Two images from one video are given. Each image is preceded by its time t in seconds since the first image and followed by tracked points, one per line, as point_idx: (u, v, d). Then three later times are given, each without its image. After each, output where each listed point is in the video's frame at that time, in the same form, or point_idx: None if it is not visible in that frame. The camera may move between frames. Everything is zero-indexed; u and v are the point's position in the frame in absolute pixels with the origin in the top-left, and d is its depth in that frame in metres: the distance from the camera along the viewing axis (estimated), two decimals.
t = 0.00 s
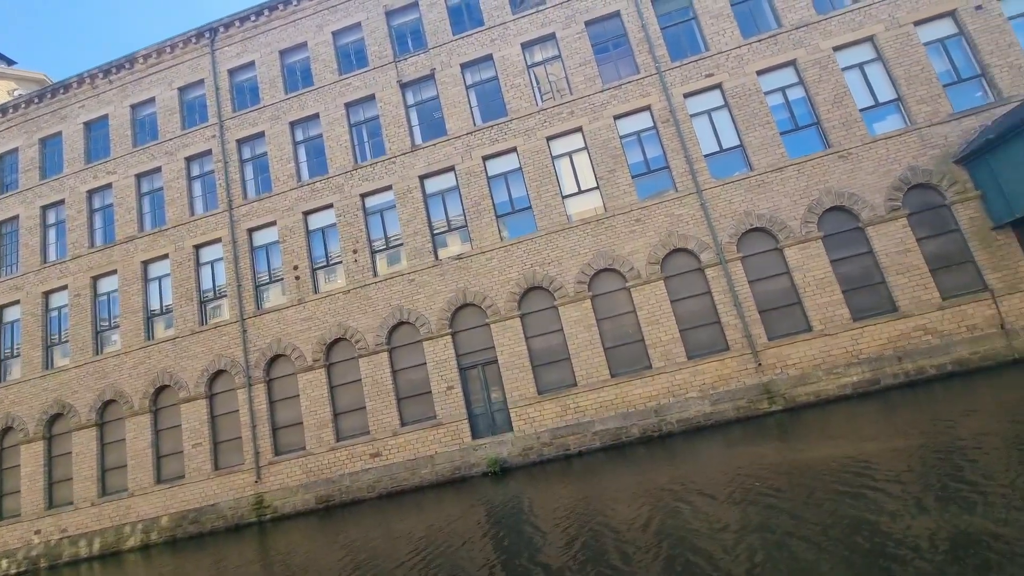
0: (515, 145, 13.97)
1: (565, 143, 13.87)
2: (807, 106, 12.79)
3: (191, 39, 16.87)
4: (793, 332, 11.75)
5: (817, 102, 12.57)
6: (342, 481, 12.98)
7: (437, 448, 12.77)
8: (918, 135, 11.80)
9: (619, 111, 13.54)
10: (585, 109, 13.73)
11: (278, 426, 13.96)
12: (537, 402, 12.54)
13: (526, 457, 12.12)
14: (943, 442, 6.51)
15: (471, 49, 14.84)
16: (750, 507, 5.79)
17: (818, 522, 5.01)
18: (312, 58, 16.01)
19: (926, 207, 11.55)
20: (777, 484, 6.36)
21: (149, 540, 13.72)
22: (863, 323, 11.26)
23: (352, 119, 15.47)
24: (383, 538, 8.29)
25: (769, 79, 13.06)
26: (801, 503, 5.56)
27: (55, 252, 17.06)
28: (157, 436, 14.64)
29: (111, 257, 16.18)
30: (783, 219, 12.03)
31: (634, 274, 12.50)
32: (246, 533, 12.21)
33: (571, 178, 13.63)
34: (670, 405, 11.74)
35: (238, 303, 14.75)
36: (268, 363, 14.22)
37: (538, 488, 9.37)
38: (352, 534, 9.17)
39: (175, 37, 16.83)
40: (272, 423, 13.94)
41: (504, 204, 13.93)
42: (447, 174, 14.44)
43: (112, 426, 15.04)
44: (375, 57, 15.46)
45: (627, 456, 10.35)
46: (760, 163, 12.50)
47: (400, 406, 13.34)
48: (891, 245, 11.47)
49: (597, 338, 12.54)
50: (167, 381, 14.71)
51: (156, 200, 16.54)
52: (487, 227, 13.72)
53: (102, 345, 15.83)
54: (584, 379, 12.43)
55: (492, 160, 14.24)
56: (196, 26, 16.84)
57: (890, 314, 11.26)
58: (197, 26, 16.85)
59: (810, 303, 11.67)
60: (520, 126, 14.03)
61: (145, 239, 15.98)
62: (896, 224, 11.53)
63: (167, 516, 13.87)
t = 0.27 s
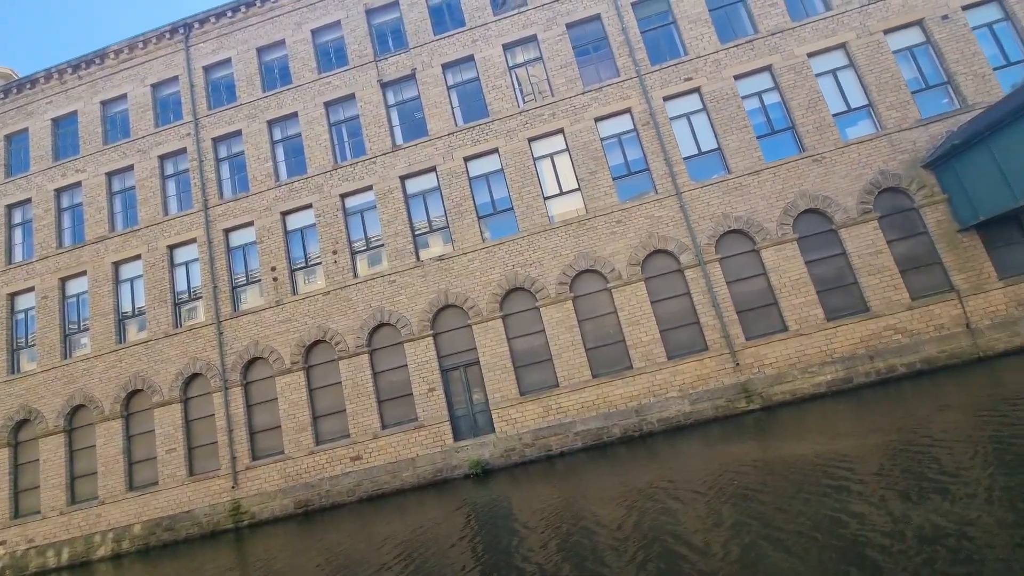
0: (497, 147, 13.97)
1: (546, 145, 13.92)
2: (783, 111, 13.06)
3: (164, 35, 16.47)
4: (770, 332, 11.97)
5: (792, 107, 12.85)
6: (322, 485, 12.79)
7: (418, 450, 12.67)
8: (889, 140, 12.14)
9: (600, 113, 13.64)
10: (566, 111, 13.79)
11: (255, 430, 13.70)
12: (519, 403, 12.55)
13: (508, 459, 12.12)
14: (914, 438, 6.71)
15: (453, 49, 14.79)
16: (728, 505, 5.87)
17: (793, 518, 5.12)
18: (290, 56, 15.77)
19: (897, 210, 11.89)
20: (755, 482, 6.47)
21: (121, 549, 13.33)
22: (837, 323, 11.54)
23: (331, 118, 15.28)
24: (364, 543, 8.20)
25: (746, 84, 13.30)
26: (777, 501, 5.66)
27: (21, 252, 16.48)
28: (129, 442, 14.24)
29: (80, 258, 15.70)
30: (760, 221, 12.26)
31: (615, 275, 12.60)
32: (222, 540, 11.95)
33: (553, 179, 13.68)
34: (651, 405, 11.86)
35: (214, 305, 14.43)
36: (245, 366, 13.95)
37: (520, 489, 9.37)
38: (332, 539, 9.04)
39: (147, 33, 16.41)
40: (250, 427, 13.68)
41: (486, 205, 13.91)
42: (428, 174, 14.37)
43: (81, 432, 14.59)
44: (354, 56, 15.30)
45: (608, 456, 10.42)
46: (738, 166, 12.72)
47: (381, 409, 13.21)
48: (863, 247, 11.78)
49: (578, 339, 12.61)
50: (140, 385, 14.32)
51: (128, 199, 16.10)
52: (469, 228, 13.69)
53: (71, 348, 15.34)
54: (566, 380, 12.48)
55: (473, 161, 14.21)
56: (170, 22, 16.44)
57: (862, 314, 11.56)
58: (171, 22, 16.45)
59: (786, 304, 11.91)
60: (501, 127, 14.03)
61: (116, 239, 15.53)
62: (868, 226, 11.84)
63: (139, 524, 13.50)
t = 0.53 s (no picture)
0: (477, 148, 13.95)
1: (526, 147, 13.96)
2: (758, 116, 13.34)
3: (135, 30, 16.02)
4: (746, 333, 12.20)
5: (767, 112, 13.14)
6: (299, 491, 12.58)
7: (398, 454, 12.56)
8: (858, 146, 12.50)
9: (580, 116, 13.73)
10: (546, 113, 13.85)
11: (230, 435, 13.40)
12: (500, 405, 12.54)
13: (489, 461, 12.10)
14: (883, 436, 6.92)
15: (433, 50, 14.73)
16: (706, 504, 5.96)
17: (768, 516, 5.23)
18: (266, 54, 15.50)
19: (866, 213, 12.25)
20: (731, 480, 6.59)
21: (88, 560, 12.90)
22: (810, 323, 11.82)
23: (309, 118, 15.07)
24: (343, 549, 8.08)
25: (722, 89, 13.55)
26: (753, 499, 5.77)
27: None
28: (97, 449, 13.79)
29: (45, 259, 15.15)
30: (736, 224, 12.49)
31: (595, 277, 12.70)
32: (195, 549, 11.65)
33: (533, 181, 13.72)
34: (630, 405, 11.97)
35: (187, 308, 14.08)
36: (219, 370, 13.63)
37: (501, 491, 9.36)
38: (310, 546, 8.90)
39: (117, 28, 15.94)
40: (224, 433, 13.38)
41: (467, 207, 13.88)
42: (408, 175, 14.27)
43: (46, 439, 14.07)
44: (333, 55, 15.12)
45: (589, 457, 10.47)
46: (715, 170, 12.95)
47: (360, 413, 13.06)
48: (834, 249, 12.11)
49: (559, 340, 12.66)
50: (108, 391, 13.88)
51: (96, 199, 15.61)
52: (449, 230, 13.63)
53: (35, 353, 14.79)
54: (547, 381, 12.52)
55: (454, 162, 14.16)
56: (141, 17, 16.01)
57: (834, 315, 11.87)
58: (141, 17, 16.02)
59: (761, 305, 12.16)
60: (482, 129, 14.02)
61: (84, 240, 15.04)
62: (839, 230, 12.17)
63: (108, 534, 13.08)
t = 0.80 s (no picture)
0: (457, 152, 13.93)
1: (506, 151, 13.99)
2: (732, 123, 13.62)
3: (103, 27, 15.57)
4: (722, 335, 12.41)
5: (741, 119, 13.43)
6: (274, 499, 12.32)
7: (376, 460, 12.40)
8: (828, 153, 12.87)
9: (559, 121, 13.83)
10: (526, 117, 13.91)
11: (203, 443, 13.06)
12: (480, 409, 12.49)
13: (469, 465, 12.03)
14: (853, 435, 7.11)
15: (412, 52, 14.67)
16: (684, 505, 6.03)
17: (744, 516, 5.31)
18: (241, 54, 15.23)
19: (836, 219, 12.62)
20: (708, 481, 6.68)
21: None
22: (784, 326, 12.09)
23: (285, 119, 14.84)
24: (320, 558, 7.93)
25: (698, 96, 13.81)
26: (729, 499, 5.85)
27: None
28: (61, 459, 13.28)
29: (6, 263, 14.57)
30: (712, 228, 12.72)
31: (574, 280, 12.78)
32: (165, 561, 11.29)
33: (513, 185, 13.76)
34: (609, 408, 12.06)
35: (157, 312, 13.69)
36: (191, 376, 13.28)
37: (481, 496, 9.31)
38: (286, 556, 8.71)
39: (84, 24, 15.47)
40: (196, 441, 13.02)
41: (446, 210, 13.84)
42: (387, 178, 14.16)
43: (6, 450, 13.49)
44: (309, 56, 14.94)
45: (569, 460, 10.50)
46: (691, 175, 13.17)
47: (337, 418, 12.86)
48: (806, 253, 12.42)
49: (539, 344, 12.68)
50: (73, 399, 13.39)
51: (61, 200, 15.08)
52: (428, 233, 13.56)
53: None
54: (527, 385, 12.53)
55: (433, 166, 14.11)
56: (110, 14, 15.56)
57: (806, 317, 12.16)
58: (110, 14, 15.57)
59: (737, 308, 12.39)
60: (461, 132, 14.00)
61: (48, 243, 14.51)
62: (810, 234, 12.49)
63: (72, 548, 12.60)
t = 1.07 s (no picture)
0: (438, 156, 13.90)
1: (487, 156, 14.01)
2: (709, 130, 13.88)
3: (73, 25, 15.14)
4: (700, 339, 12.59)
5: (717, 127, 13.70)
6: (250, 509, 12.04)
7: (356, 467, 12.22)
8: (801, 161, 13.21)
9: (540, 126, 13.92)
10: (507, 123, 13.97)
11: (175, 452, 12.70)
12: (461, 414, 12.42)
13: (449, 472, 11.95)
14: (826, 436, 7.26)
15: (393, 56, 14.62)
16: (663, 508, 6.08)
17: (722, 518, 5.37)
18: (218, 54, 14.98)
19: (809, 225, 12.94)
20: (687, 484, 6.75)
21: None
22: (760, 330, 12.33)
23: (262, 121, 14.63)
24: (297, 569, 7.77)
25: (676, 104, 14.05)
26: (708, 502, 5.92)
27: None
28: (25, 471, 12.78)
29: None
30: (690, 234, 12.92)
31: (555, 285, 12.83)
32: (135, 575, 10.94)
33: (494, 190, 13.78)
34: (590, 412, 12.11)
35: (128, 318, 13.31)
36: (164, 384, 12.92)
37: (462, 502, 9.25)
38: (262, 567, 8.51)
39: (52, 21, 15.02)
40: (168, 450, 12.67)
41: (427, 214, 13.78)
42: (367, 182, 14.04)
43: None
44: (288, 58, 14.77)
45: (550, 465, 10.51)
46: (669, 182, 13.37)
47: (315, 425, 12.65)
48: (781, 258, 12.70)
49: (520, 348, 12.69)
50: (38, 408, 12.91)
51: (27, 202, 14.58)
52: (409, 238, 13.48)
53: None
54: (508, 389, 12.51)
55: (414, 170, 14.04)
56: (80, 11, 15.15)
57: (782, 321, 12.42)
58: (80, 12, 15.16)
59: (715, 312, 12.59)
60: (442, 137, 13.98)
61: (12, 246, 14.01)
62: (785, 240, 12.78)
63: (36, 563, 12.11)
